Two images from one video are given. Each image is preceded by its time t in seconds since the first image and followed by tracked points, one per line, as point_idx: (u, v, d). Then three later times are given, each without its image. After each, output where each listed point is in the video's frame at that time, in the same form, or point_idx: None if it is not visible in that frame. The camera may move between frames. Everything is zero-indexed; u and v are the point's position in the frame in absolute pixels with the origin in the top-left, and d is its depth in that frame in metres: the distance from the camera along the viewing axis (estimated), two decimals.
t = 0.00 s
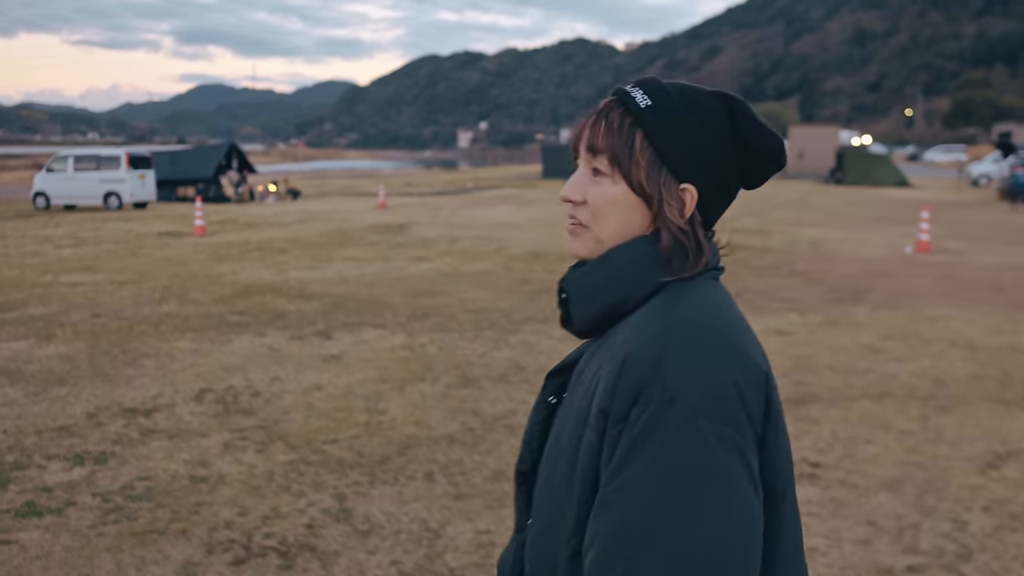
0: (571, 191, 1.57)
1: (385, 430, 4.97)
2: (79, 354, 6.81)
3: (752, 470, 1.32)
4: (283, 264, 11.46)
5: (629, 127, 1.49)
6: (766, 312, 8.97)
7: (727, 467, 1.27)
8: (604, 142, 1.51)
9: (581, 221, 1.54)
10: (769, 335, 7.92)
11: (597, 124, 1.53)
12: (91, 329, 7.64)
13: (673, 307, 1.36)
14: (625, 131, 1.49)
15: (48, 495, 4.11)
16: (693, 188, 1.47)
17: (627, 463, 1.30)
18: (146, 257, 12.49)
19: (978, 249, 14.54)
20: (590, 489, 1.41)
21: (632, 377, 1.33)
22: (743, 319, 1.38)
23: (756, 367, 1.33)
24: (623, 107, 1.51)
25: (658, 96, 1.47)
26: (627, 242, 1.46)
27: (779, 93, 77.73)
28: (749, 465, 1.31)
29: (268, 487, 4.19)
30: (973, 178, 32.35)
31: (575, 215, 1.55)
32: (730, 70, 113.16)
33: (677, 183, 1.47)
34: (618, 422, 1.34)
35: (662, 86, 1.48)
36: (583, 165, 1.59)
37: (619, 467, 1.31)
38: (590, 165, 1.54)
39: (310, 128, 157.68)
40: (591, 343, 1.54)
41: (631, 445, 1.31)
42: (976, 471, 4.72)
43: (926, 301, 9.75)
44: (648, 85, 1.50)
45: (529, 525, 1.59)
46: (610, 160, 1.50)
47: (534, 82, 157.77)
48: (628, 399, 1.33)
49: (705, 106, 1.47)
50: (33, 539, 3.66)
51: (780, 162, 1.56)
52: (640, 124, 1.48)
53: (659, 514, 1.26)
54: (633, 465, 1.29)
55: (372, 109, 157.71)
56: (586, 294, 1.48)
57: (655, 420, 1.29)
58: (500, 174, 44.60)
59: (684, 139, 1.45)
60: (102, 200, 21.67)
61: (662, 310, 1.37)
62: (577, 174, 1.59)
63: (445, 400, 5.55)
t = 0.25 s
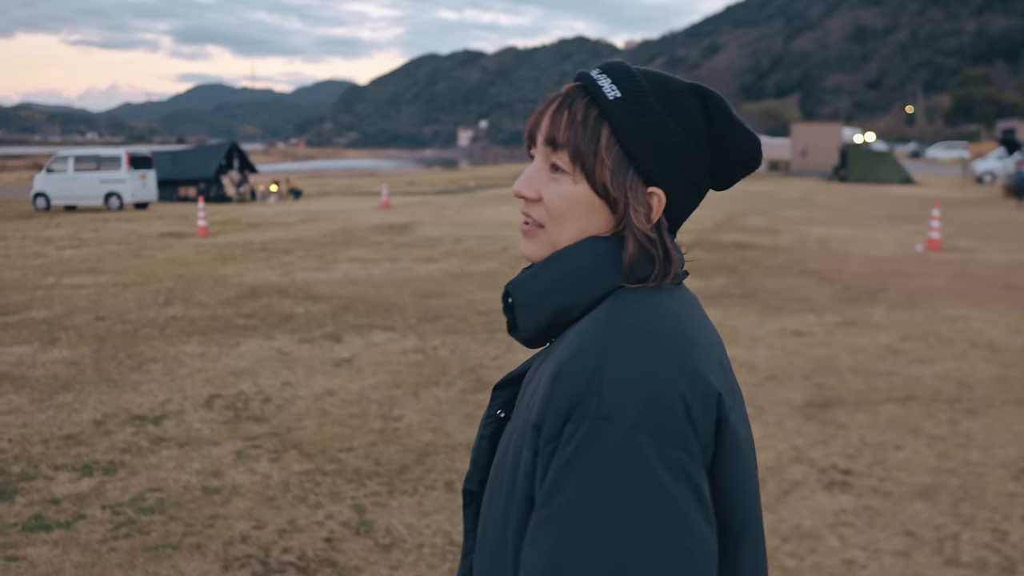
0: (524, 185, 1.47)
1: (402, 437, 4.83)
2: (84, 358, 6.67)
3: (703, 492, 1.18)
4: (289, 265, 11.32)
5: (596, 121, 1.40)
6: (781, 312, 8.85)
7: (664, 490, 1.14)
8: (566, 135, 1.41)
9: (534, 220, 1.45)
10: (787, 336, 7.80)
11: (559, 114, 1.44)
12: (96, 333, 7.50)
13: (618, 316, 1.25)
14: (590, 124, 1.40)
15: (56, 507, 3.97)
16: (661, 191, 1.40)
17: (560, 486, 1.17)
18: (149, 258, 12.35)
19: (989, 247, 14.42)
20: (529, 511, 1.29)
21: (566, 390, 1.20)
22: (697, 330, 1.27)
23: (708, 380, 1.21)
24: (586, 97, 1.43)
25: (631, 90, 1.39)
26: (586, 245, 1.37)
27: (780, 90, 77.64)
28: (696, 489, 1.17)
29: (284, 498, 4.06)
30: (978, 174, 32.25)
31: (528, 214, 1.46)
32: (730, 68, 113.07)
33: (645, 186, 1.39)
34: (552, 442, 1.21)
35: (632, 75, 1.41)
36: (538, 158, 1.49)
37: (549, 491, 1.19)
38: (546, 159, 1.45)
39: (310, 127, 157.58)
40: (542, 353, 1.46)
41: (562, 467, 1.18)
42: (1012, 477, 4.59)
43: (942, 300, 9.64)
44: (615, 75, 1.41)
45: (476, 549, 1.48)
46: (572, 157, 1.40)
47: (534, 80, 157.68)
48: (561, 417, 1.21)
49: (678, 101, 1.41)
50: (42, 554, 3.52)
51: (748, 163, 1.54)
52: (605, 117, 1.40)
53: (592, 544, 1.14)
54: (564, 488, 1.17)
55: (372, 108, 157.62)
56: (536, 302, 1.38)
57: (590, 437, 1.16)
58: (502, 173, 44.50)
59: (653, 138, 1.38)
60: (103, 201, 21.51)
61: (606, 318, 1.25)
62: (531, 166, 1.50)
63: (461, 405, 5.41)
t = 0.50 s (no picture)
0: (487, 194, 1.36)
1: (424, 441, 4.71)
2: (96, 357, 6.56)
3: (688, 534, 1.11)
4: (300, 263, 11.22)
5: (564, 120, 1.30)
6: (802, 316, 8.75)
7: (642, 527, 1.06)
8: (531, 136, 1.31)
9: (501, 231, 1.34)
10: (809, 341, 7.69)
11: (522, 116, 1.34)
12: (107, 331, 7.40)
13: (603, 334, 1.17)
14: (557, 123, 1.30)
15: (71, 512, 3.85)
16: (637, 196, 1.30)
17: (531, 517, 1.10)
18: (159, 254, 12.26)
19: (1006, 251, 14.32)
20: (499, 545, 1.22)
21: (545, 415, 1.13)
22: (694, 360, 1.19)
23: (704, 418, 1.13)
24: (552, 94, 1.32)
25: (600, 85, 1.28)
26: (557, 257, 1.26)
27: (788, 91, 77.55)
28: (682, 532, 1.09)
29: (305, 505, 3.94)
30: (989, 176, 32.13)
31: (493, 225, 1.34)
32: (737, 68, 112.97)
33: (619, 192, 1.29)
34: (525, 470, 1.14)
35: (600, 70, 1.30)
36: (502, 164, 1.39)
37: (520, 521, 1.11)
38: (512, 163, 1.34)
39: (317, 124, 157.63)
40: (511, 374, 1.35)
41: (535, 497, 1.11)
42: None
43: (963, 305, 9.53)
44: (582, 70, 1.31)
45: None
46: (539, 159, 1.30)
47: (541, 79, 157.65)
48: (538, 444, 1.13)
49: (651, 96, 1.30)
50: (58, 562, 3.41)
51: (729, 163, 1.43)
52: (574, 116, 1.29)
53: None
54: (535, 520, 1.10)
55: (379, 105, 157.65)
56: (504, 321, 1.28)
57: (566, 467, 1.09)
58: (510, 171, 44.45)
59: (626, 135, 1.27)
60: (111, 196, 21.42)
61: (591, 339, 1.17)
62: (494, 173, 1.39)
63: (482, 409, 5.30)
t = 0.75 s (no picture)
0: (489, 197, 1.33)
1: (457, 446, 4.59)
2: (118, 356, 6.46)
3: (700, 556, 1.10)
4: (320, 261, 11.11)
5: (572, 122, 1.27)
6: (831, 318, 8.60)
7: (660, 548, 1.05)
8: (537, 138, 1.28)
9: (503, 235, 1.31)
10: (841, 345, 7.55)
11: (527, 115, 1.31)
12: (129, 330, 7.29)
13: (612, 346, 1.16)
14: (565, 126, 1.27)
15: (99, 517, 3.74)
16: (646, 202, 1.28)
17: (544, 535, 1.08)
18: (178, 252, 12.16)
19: None
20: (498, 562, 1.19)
21: (555, 430, 1.11)
22: (699, 370, 1.19)
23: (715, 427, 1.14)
24: (558, 95, 1.30)
25: (610, 89, 1.27)
26: (565, 264, 1.24)
27: (803, 92, 77.21)
28: (696, 551, 1.09)
29: (339, 511, 3.82)
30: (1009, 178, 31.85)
31: (494, 229, 1.31)
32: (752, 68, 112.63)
33: (628, 197, 1.27)
34: (533, 488, 1.12)
35: (609, 71, 1.29)
36: (504, 164, 1.36)
37: (529, 540, 1.09)
38: (515, 165, 1.31)
39: (330, 122, 157.70)
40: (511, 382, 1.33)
41: (547, 517, 1.08)
42: None
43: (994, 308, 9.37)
44: (590, 70, 1.29)
45: None
46: (546, 162, 1.27)
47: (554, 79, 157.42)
48: (546, 460, 1.11)
49: (662, 102, 1.30)
50: (87, 569, 3.30)
51: (734, 169, 1.43)
52: (582, 119, 1.27)
53: None
54: (548, 540, 1.07)
55: (392, 104, 157.66)
56: (509, 327, 1.26)
57: (580, 486, 1.07)
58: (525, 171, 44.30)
59: (637, 139, 1.26)
60: (126, 192, 21.29)
61: (600, 348, 1.16)
62: (494, 175, 1.36)
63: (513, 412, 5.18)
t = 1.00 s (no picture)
0: (509, 199, 1.32)
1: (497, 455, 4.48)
2: (148, 359, 6.38)
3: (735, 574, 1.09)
4: (346, 263, 11.00)
5: (598, 123, 1.26)
6: (867, 323, 8.43)
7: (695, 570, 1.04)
8: (560, 138, 1.27)
9: (524, 240, 1.29)
10: (880, 351, 7.39)
11: (551, 115, 1.30)
12: (158, 332, 7.20)
13: (635, 355, 1.14)
14: (591, 126, 1.26)
15: (136, 528, 3.64)
16: (674, 207, 1.27)
17: (572, 560, 1.06)
18: (203, 253, 12.07)
19: None
20: None
21: (578, 451, 1.09)
22: (727, 377, 1.17)
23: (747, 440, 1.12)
24: (583, 94, 1.29)
25: (638, 87, 1.25)
26: (587, 269, 1.22)
27: (826, 92, 76.69)
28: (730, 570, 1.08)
29: (382, 523, 3.71)
30: None
31: (515, 234, 1.30)
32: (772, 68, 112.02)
33: (657, 201, 1.26)
34: (559, 511, 1.10)
35: (638, 69, 1.28)
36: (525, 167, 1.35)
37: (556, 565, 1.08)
38: (538, 167, 1.30)
39: (350, 122, 157.79)
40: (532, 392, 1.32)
41: (574, 541, 1.07)
42: None
43: None
44: (616, 69, 1.28)
45: None
46: (571, 165, 1.26)
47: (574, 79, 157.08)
48: (570, 482, 1.09)
49: (691, 103, 1.29)
50: None
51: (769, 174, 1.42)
52: (609, 119, 1.26)
53: None
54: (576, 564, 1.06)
55: (412, 104, 157.71)
56: (528, 334, 1.25)
57: (607, 509, 1.05)
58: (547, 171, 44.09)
59: (666, 139, 1.24)
60: (148, 192, 21.22)
61: (624, 358, 1.14)
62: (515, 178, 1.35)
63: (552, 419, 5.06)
